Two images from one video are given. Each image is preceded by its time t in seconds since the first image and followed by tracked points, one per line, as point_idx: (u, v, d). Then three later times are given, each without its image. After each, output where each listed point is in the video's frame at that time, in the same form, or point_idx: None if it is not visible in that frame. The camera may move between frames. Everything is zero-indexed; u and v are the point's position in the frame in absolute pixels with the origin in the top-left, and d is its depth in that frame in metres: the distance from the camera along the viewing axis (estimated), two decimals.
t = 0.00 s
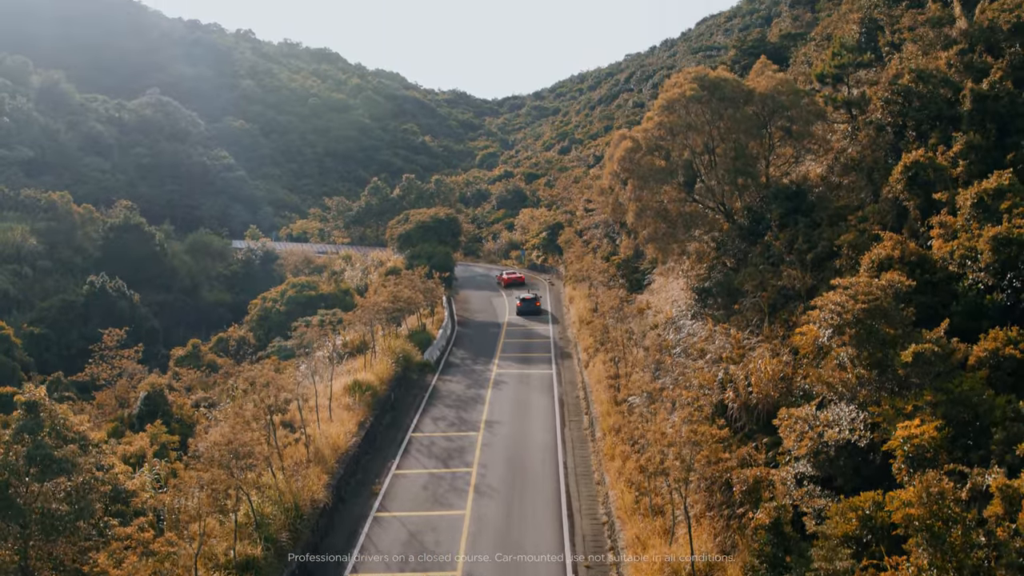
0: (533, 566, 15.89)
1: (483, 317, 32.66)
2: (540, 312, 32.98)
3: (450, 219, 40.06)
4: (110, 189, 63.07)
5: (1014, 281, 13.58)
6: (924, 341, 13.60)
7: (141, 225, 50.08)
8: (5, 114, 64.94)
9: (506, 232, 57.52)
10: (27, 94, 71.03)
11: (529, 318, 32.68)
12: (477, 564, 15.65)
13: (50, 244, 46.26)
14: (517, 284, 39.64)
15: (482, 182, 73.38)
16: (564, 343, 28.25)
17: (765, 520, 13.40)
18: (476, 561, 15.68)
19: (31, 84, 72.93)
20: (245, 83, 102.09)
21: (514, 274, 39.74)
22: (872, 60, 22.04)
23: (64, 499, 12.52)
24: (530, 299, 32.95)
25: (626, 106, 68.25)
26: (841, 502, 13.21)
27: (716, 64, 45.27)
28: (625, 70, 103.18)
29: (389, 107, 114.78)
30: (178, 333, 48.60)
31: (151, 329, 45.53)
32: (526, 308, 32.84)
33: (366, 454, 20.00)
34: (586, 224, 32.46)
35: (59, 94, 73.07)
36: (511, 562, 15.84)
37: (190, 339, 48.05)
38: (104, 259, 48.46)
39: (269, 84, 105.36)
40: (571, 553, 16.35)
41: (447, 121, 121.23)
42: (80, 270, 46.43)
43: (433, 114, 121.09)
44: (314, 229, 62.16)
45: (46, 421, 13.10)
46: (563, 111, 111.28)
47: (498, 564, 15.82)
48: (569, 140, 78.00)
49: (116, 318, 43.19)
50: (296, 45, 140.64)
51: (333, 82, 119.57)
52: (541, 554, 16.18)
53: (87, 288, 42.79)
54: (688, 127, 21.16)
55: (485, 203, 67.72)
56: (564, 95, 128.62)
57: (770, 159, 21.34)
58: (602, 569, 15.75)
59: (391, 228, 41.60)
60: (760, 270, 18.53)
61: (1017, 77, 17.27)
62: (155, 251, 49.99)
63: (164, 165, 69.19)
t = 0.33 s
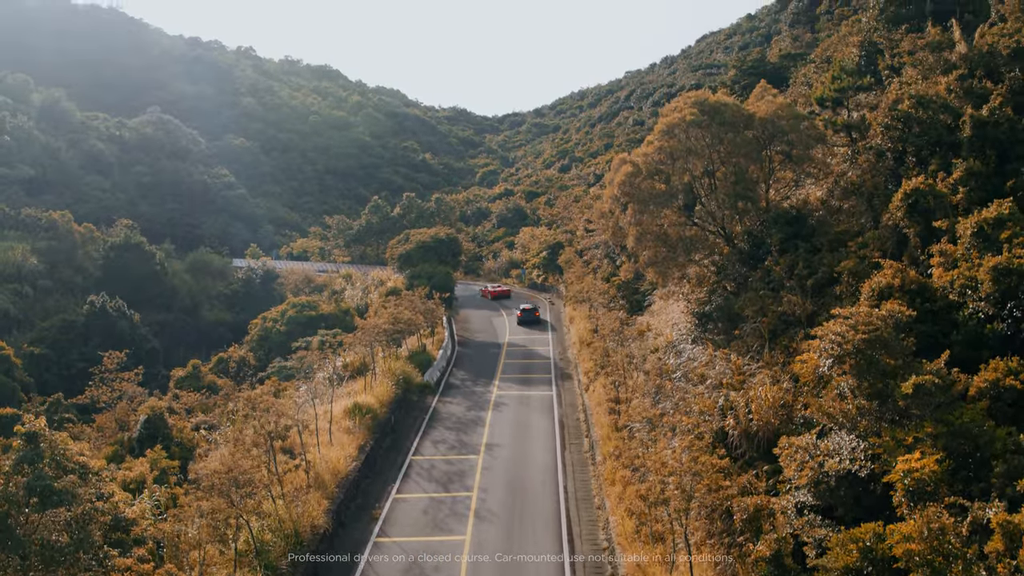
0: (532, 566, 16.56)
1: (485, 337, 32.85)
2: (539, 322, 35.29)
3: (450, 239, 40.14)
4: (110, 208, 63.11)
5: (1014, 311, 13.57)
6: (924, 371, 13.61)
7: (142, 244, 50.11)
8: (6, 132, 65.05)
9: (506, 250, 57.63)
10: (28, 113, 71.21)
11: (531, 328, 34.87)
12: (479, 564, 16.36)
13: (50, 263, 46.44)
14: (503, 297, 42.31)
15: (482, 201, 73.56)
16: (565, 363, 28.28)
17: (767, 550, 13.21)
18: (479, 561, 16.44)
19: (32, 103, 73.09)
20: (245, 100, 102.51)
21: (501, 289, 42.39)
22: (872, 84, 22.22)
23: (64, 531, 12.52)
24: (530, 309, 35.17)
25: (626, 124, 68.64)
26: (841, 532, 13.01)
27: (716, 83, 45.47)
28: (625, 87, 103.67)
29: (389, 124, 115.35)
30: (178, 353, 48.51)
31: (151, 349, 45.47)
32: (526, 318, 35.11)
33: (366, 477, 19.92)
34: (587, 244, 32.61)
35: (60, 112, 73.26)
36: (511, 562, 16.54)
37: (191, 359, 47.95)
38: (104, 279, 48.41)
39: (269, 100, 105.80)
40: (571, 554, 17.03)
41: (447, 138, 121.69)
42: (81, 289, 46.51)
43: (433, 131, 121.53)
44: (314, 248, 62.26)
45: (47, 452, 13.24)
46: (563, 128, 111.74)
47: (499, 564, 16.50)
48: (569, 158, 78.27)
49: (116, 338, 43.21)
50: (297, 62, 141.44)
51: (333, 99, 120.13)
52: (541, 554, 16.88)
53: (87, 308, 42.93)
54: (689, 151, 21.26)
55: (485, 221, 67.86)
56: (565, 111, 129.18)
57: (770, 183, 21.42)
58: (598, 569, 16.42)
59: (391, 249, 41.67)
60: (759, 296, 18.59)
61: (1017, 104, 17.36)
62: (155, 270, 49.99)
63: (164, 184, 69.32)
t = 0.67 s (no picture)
0: (532, 565, 17.21)
1: (487, 354, 33.03)
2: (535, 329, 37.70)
3: (451, 257, 40.30)
4: (111, 225, 63.30)
5: (1016, 338, 13.46)
6: (926, 401, 13.50)
7: (143, 264, 50.50)
8: (7, 149, 64.48)
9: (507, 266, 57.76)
10: (28, 130, 70.70)
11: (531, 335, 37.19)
12: (483, 564, 16.94)
13: (51, 281, 46.16)
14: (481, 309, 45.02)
15: (483, 217, 73.77)
16: (566, 383, 28.32)
17: None
18: (483, 561, 16.98)
19: (34, 120, 72.72)
20: (246, 115, 103.06)
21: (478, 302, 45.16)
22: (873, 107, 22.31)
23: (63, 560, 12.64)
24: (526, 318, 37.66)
25: (626, 142, 68.99)
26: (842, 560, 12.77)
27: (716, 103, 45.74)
28: (625, 102, 104.15)
29: (389, 140, 115.98)
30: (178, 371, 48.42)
31: (151, 367, 45.18)
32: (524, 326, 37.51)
33: (367, 497, 19.77)
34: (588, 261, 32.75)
35: (61, 127, 72.89)
36: (514, 562, 17.16)
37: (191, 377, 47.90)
38: (104, 297, 48.42)
39: (270, 115, 106.38)
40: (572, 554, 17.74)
41: (447, 154, 122.24)
42: (81, 308, 46.60)
43: (433, 146, 122.02)
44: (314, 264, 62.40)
45: (46, 480, 13.19)
46: (563, 144, 112.15)
47: (501, 564, 17.08)
48: (569, 174, 78.55)
49: (114, 358, 43.01)
50: (297, 77, 142.47)
51: (334, 115, 120.81)
52: (541, 555, 17.54)
53: (87, 327, 42.95)
54: (690, 174, 21.37)
55: (485, 238, 68.04)
56: (565, 126, 129.67)
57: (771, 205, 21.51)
58: (597, 568, 17.09)
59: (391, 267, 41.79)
60: (760, 320, 18.68)
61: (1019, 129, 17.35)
62: (155, 288, 50.32)
63: (165, 200, 68.89)
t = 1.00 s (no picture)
0: (532, 565, 17.74)
1: (489, 369, 33.12)
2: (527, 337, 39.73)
3: (453, 273, 40.44)
4: (114, 240, 63.54)
5: (1019, 363, 13.38)
6: (930, 427, 13.43)
7: (144, 279, 50.29)
8: (8, 163, 63.34)
9: (508, 280, 57.82)
10: (29, 143, 70.15)
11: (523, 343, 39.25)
12: (486, 565, 17.47)
13: (52, 296, 46.04)
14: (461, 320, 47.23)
15: (483, 232, 73.94)
16: (568, 400, 28.33)
17: None
18: (485, 561, 17.57)
19: (35, 133, 71.99)
20: (248, 128, 103.46)
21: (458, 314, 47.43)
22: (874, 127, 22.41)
23: None
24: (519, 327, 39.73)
25: (626, 156, 69.29)
26: None
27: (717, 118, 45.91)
28: (626, 115, 104.56)
29: (390, 154, 116.42)
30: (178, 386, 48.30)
31: (151, 383, 44.99)
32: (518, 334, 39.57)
33: (369, 515, 19.68)
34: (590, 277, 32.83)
35: (63, 140, 72.32)
36: (516, 563, 17.68)
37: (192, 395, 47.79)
38: (105, 312, 48.53)
39: (270, 127, 106.70)
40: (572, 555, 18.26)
41: (447, 168, 122.61)
42: (82, 322, 46.59)
43: (434, 160, 122.37)
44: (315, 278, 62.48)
45: (49, 505, 13.14)
46: (564, 158, 112.45)
47: (504, 565, 17.59)
48: (570, 188, 78.80)
49: (114, 373, 42.83)
50: (298, 90, 143.13)
51: (335, 129, 121.28)
52: (541, 555, 18.11)
53: (88, 343, 43.05)
54: (691, 194, 21.56)
55: (486, 252, 68.20)
56: (567, 139, 130.08)
57: (773, 224, 21.57)
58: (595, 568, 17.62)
59: (392, 283, 41.85)
60: (761, 341, 18.74)
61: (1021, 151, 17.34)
62: (155, 301, 50.34)
63: (166, 214, 69.19)
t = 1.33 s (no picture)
0: (534, 565, 18.52)
1: (490, 387, 33.22)
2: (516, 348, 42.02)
3: (454, 291, 40.54)
4: (114, 257, 63.44)
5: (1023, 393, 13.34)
6: (934, 459, 13.36)
7: (144, 296, 50.80)
8: (9, 180, 62.45)
9: (510, 297, 57.87)
10: (31, 160, 70.00)
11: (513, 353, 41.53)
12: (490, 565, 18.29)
13: (52, 314, 46.08)
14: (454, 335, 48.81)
15: (484, 248, 74.02)
16: (569, 419, 28.31)
17: None
18: (488, 562, 18.42)
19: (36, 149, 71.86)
20: (249, 144, 103.75)
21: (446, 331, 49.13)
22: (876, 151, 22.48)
23: None
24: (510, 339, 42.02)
25: (627, 172, 69.56)
26: None
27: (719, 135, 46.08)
28: (626, 130, 104.93)
29: (391, 170, 116.62)
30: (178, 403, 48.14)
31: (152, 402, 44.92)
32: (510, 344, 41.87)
33: (370, 537, 19.57)
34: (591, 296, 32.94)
35: (63, 156, 72.29)
36: (518, 563, 18.50)
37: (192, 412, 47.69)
38: (105, 330, 48.61)
39: (271, 144, 106.73)
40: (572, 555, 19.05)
41: (448, 183, 122.85)
42: (82, 340, 46.62)
43: (434, 176, 122.55)
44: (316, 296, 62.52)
45: (50, 536, 13.15)
46: (566, 172, 112.64)
47: (508, 565, 18.40)
48: (570, 204, 79.02)
49: (115, 393, 42.63)
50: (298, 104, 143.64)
51: (336, 145, 121.66)
52: (542, 555, 18.92)
53: (88, 361, 43.05)
54: (693, 218, 21.61)
55: (487, 267, 68.29)
56: (568, 154, 130.40)
57: (775, 246, 21.64)
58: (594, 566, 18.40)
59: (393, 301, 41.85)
60: (764, 365, 18.76)
61: None
62: (156, 318, 50.48)
63: (167, 231, 69.25)
